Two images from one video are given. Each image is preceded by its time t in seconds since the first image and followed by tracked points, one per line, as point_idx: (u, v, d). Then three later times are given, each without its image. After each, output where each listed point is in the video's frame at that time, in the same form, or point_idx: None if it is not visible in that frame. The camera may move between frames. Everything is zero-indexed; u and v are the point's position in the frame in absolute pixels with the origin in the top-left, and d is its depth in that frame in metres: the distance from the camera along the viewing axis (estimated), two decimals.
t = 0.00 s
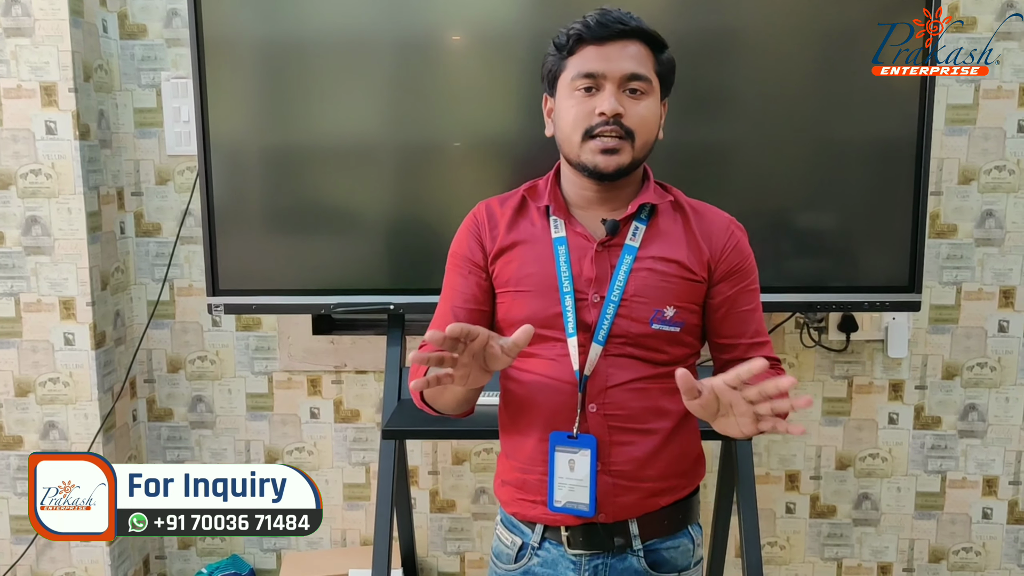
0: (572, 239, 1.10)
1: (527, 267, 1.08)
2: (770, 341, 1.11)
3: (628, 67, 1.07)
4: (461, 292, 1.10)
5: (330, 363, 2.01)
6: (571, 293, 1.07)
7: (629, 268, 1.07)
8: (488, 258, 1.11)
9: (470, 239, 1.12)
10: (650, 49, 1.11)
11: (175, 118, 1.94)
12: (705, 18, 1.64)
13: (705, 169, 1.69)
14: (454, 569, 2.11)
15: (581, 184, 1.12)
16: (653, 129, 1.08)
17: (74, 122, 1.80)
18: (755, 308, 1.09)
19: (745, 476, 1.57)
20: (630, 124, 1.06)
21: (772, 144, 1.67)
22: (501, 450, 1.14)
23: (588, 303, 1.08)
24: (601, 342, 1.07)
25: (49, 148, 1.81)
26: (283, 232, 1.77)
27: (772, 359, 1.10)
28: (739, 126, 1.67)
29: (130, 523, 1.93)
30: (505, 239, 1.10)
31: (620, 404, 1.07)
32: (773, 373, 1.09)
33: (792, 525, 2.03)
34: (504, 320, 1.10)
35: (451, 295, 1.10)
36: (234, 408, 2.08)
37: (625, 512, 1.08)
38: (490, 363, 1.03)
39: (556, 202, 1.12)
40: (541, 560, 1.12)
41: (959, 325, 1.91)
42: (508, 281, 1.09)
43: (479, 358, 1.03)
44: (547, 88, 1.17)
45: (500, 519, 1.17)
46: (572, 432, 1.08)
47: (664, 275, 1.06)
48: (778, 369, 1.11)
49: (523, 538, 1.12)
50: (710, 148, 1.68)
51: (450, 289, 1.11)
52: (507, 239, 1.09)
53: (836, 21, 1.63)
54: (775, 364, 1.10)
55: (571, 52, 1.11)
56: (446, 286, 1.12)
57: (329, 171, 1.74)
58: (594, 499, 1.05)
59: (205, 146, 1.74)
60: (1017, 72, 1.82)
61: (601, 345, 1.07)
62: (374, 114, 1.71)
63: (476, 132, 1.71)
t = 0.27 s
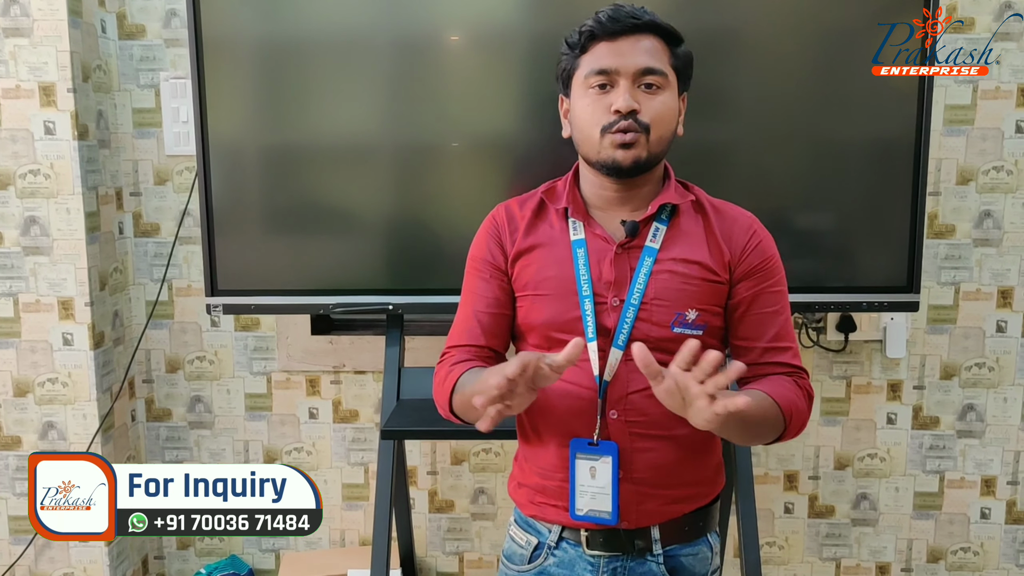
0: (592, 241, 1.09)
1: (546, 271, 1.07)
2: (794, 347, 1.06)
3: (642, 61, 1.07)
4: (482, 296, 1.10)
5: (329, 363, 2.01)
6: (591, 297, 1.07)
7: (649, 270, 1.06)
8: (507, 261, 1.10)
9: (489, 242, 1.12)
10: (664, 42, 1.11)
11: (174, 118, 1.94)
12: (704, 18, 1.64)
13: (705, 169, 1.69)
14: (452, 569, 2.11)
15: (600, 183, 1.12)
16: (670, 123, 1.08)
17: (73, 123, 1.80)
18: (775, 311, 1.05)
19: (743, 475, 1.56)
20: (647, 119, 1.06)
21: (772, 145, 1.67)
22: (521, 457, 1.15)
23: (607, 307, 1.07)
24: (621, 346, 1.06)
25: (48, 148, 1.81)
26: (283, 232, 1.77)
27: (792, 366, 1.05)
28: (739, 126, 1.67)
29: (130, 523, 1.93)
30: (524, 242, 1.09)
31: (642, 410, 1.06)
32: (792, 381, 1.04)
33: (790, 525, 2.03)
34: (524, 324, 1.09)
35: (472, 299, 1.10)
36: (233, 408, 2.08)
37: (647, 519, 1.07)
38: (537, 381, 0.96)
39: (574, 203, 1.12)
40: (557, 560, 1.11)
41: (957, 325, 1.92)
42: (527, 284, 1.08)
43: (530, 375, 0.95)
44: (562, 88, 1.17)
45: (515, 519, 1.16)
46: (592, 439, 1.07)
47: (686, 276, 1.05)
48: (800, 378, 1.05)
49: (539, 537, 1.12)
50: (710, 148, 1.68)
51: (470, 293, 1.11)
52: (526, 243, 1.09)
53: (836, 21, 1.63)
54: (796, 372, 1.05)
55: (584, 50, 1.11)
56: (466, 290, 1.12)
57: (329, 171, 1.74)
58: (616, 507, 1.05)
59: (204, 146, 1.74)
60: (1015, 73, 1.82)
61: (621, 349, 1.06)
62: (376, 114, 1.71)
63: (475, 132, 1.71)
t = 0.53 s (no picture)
0: (597, 244, 1.09)
1: (553, 275, 1.07)
2: (792, 348, 1.03)
3: (638, 65, 1.07)
4: (493, 301, 1.10)
5: (329, 363, 2.01)
6: (597, 301, 1.07)
7: (655, 273, 1.06)
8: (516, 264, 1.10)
9: (498, 245, 1.12)
10: (660, 42, 1.10)
11: (174, 118, 1.94)
12: (704, 19, 1.64)
13: (705, 170, 1.69)
14: (452, 569, 2.11)
15: (604, 188, 1.12)
16: (669, 125, 1.08)
17: (73, 123, 1.80)
18: (771, 310, 1.03)
19: (743, 475, 1.56)
20: (645, 124, 1.06)
21: (773, 146, 1.67)
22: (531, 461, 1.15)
23: (613, 311, 1.07)
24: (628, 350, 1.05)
25: (48, 148, 1.81)
26: (283, 232, 1.77)
27: (785, 368, 1.02)
28: (739, 127, 1.67)
29: (130, 523, 1.94)
30: (531, 246, 1.10)
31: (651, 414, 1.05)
32: (775, 386, 1.02)
33: (790, 525, 2.03)
34: (534, 328, 1.10)
35: (483, 304, 1.10)
36: (233, 409, 2.08)
37: (655, 524, 1.07)
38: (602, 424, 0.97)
39: (580, 208, 1.12)
40: (565, 562, 1.12)
41: (957, 326, 1.92)
42: (536, 288, 1.09)
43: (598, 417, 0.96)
44: (558, 94, 1.18)
45: (525, 520, 1.17)
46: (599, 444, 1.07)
47: (692, 278, 1.05)
48: (792, 382, 1.02)
49: (547, 539, 1.12)
50: (711, 149, 1.68)
51: (481, 298, 1.11)
52: (533, 248, 1.09)
53: (836, 21, 1.63)
54: (791, 374, 1.02)
55: (579, 56, 1.11)
56: (476, 294, 1.12)
57: (330, 172, 1.74)
58: (624, 512, 1.04)
59: (204, 146, 1.74)
60: (1015, 73, 1.82)
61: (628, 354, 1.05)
62: (377, 115, 1.71)
63: (476, 133, 1.71)
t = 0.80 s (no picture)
0: (583, 251, 1.10)
1: (542, 284, 1.09)
2: (778, 345, 0.99)
3: (613, 67, 1.06)
4: (493, 311, 1.14)
5: (329, 363, 2.01)
6: (583, 309, 1.08)
7: (638, 277, 1.05)
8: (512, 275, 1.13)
9: (495, 257, 1.15)
10: (637, 43, 1.09)
11: (175, 118, 1.94)
12: (704, 19, 1.64)
13: (705, 170, 1.69)
14: (453, 569, 2.11)
15: (589, 194, 1.12)
16: (649, 126, 1.07)
17: (73, 123, 1.80)
18: (755, 306, 0.99)
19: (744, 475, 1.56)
20: (622, 126, 1.05)
21: (772, 146, 1.67)
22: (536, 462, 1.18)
23: (598, 317, 1.07)
24: (613, 356, 1.06)
25: (48, 148, 1.81)
26: (283, 232, 1.77)
27: (770, 366, 0.98)
28: (739, 127, 1.67)
29: (130, 523, 1.94)
30: (523, 256, 1.12)
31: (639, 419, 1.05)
32: (759, 385, 0.98)
33: (791, 526, 2.03)
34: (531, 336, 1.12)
35: (484, 315, 1.14)
36: (233, 409, 2.08)
37: (651, 527, 1.07)
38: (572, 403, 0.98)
39: (566, 216, 1.12)
40: (565, 555, 1.13)
41: (958, 326, 1.92)
42: (528, 296, 1.11)
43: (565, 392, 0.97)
44: (541, 100, 1.18)
45: (530, 512, 1.19)
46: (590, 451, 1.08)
47: (674, 282, 1.03)
48: (776, 381, 0.98)
49: (550, 531, 1.14)
50: (710, 149, 1.68)
51: (483, 309, 1.15)
52: (524, 258, 1.11)
53: (836, 22, 1.63)
54: (775, 372, 0.98)
55: (556, 61, 1.11)
56: (480, 306, 1.16)
57: (330, 172, 1.74)
58: (616, 518, 1.05)
59: (204, 146, 1.74)
60: (1015, 73, 1.82)
61: (613, 360, 1.06)
62: (375, 116, 1.72)
63: (476, 133, 1.71)
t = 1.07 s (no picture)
0: (562, 249, 1.09)
1: (521, 281, 1.09)
2: (740, 345, 0.96)
3: (602, 61, 1.05)
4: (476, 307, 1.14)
5: (329, 363, 2.01)
6: (559, 306, 1.07)
7: (613, 276, 1.04)
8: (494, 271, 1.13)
9: (478, 253, 1.15)
10: (631, 40, 1.08)
11: (175, 118, 1.94)
12: (703, 19, 1.64)
13: (705, 170, 1.69)
14: (453, 569, 2.11)
15: (570, 189, 1.11)
16: (634, 124, 1.06)
17: (74, 123, 1.80)
18: (720, 306, 0.97)
19: (743, 475, 1.56)
20: (607, 120, 1.05)
21: (771, 146, 1.67)
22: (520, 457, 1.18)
23: (573, 315, 1.07)
24: (586, 354, 1.06)
25: (49, 148, 1.81)
26: (282, 232, 1.77)
27: (730, 366, 0.96)
28: (738, 126, 1.67)
29: (130, 523, 1.94)
30: (504, 252, 1.11)
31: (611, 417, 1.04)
32: (719, 383, 0.95)
33: (790, 526, 2.03)
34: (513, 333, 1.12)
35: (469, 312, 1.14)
36: (233, 409, 2.08)
37: (627, 522, 1.06)
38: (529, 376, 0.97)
39: (548, 212, 1.12)
40: (548, 551, 1.13)
41: (958, 326, 1.92)
42: (509, 293, 1.11)
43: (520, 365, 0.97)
44: (530, 90, 1.17)
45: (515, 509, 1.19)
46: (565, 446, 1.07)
47: (646, 281, 1.01)
48: (736, 380, 0.96)
49: (533, 527, 1.14)
50: (710, 149, 1.68)
51: (468, 305, 1.15)
52: (505, 254, 1.11)
53: (835, 21, 1.63)
54: (735, 372, 0.96)
55: (549, 51, 1.11)
56: (464, 301, 1.16)
57: (328, 172, 1.74)
58: (591, 511, 1.05)
59: (204, 146, 1.74)
60: (1016, 73, 1.82)
61: (587, 358, 1.06)
62: (374, 115, 1.71)
63: (475, 133, 1.71)
